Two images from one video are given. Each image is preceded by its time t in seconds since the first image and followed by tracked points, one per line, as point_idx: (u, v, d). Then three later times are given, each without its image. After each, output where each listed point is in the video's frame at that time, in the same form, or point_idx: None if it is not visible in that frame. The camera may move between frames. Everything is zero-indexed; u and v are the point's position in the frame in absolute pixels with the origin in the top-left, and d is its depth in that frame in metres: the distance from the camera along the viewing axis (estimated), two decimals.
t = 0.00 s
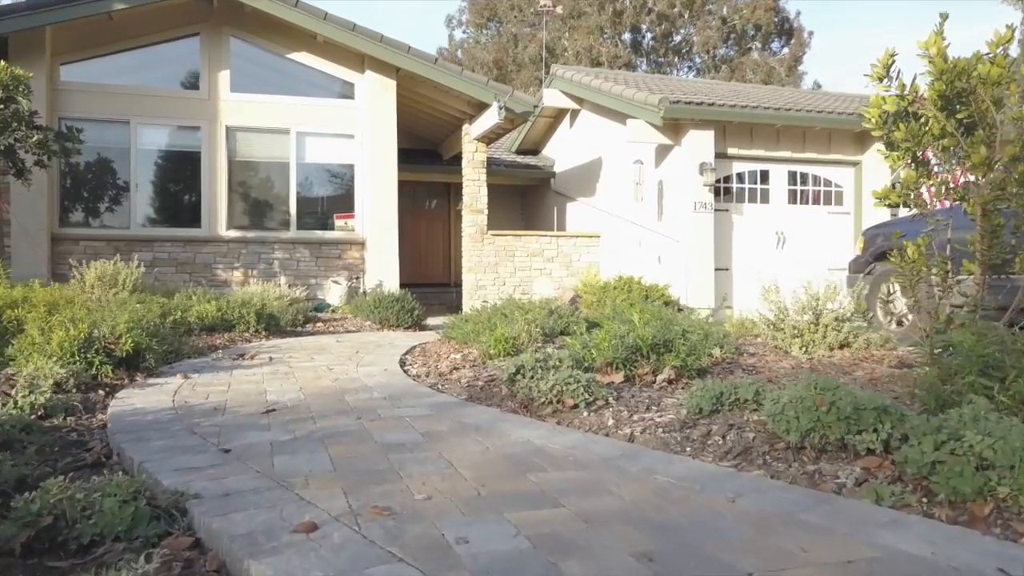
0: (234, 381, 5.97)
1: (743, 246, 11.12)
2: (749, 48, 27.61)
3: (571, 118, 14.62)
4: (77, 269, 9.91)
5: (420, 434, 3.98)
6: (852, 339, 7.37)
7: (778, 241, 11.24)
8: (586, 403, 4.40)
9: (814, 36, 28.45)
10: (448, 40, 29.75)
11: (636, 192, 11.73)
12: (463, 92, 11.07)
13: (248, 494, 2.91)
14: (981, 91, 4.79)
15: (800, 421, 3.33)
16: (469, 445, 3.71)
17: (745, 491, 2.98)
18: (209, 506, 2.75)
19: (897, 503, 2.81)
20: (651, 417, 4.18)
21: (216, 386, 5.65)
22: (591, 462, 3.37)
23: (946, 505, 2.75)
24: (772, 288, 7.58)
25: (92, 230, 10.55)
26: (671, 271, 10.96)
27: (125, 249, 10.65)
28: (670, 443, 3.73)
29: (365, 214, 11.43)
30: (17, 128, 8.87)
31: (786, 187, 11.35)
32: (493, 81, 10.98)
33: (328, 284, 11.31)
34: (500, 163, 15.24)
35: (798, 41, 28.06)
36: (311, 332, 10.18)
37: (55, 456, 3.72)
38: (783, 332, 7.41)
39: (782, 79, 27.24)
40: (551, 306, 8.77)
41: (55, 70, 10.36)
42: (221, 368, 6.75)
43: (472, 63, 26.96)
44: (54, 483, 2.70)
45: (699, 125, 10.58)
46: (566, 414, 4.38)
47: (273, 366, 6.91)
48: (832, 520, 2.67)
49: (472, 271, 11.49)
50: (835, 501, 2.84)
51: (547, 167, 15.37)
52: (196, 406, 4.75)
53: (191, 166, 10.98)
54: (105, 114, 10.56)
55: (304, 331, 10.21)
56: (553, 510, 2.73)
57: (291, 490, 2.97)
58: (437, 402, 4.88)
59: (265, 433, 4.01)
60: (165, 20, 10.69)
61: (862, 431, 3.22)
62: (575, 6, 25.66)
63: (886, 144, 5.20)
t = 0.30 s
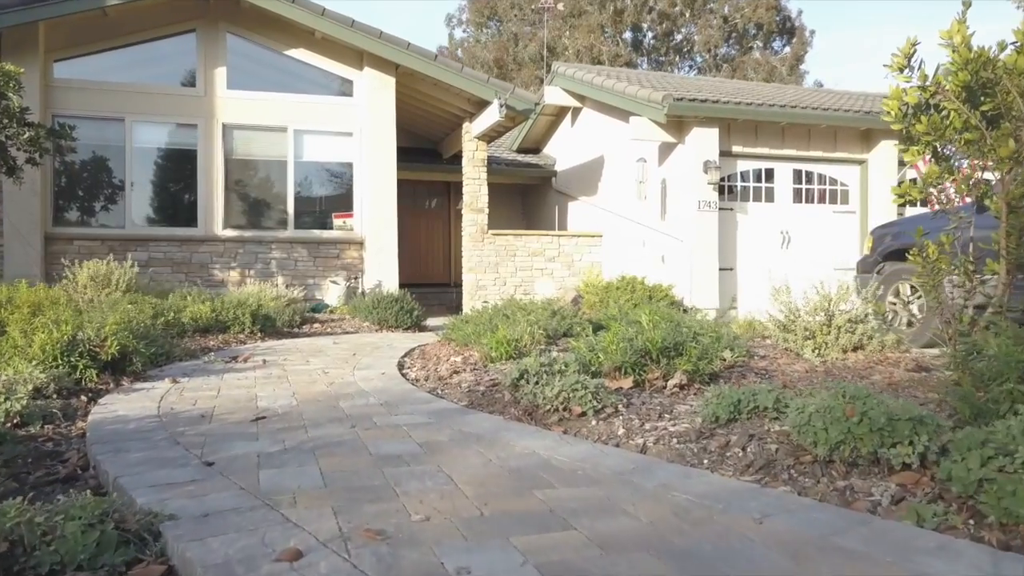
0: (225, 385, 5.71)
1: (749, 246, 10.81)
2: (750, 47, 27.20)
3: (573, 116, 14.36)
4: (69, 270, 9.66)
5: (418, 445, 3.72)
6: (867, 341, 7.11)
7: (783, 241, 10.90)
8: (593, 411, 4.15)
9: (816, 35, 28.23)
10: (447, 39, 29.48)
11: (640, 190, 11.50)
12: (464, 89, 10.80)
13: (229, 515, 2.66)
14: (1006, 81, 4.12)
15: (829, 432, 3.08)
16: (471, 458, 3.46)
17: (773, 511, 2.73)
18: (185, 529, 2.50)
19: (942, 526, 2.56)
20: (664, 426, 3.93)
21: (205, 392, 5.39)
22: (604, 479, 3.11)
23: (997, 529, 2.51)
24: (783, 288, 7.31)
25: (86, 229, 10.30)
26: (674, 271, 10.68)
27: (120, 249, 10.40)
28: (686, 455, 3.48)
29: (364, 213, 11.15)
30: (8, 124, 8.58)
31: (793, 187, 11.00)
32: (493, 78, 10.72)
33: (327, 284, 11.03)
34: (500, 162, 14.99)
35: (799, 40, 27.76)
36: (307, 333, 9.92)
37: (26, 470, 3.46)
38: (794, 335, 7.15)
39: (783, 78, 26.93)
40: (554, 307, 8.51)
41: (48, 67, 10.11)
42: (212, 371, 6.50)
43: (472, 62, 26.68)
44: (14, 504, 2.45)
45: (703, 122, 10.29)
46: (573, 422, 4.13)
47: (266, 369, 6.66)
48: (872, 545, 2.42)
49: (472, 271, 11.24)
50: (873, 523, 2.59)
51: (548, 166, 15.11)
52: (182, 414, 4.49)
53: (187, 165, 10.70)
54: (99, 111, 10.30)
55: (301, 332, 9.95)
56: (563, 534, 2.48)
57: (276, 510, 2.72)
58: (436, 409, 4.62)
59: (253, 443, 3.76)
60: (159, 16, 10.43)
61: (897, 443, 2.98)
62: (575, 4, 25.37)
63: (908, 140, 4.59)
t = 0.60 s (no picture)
0: (215, 390, 5.47)
1: (752, 247, 10.54)
2: (751, 46, 27.00)
3: (575, 114, 14.11)
4: (61, 270, 9.41)
5: (415, 456, 3.48)
6: (881, 342, 6.87)
7: (788, 240, 10.63)
8: (601, 419, 3.91)
9: (818, 34, 27.99)
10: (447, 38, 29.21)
11: (643, 189, 11.23)
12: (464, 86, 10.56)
13: (207, 537, 2.42)
14: None
15: (859, 444, 2.85)
16: (472, 470, 3.22)
17: (804, 531, 2.49)
18: (155, 555, 2.26)
19: (994, 550, 2.33)
20: (677, 434, 3.69)
21: (193, 397, 5.15)
22: (617, 496, 2.87)
23: None
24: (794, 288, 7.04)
25: (81, 228, 10.05)
26: (678, 271, 10.41)
27: (115, 249, 10.15)
28: (704, 468, 3.23)
29: (363, 212, 10.88)
30: None
31: (798, 186, 10.72)
32: (494, 75, 10.47)
33: (325, 284, 10.78)
34: (501, 160, 14.76)
35: (801, 39, 27.49)
36: (304, 333, 9.68)
37: None
38: (806, 336, 6.91)
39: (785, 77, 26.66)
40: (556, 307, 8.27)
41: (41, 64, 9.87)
42: (203, 375, 6.25)
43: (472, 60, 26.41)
44: None
45: (707, 120, 10.01)
46: (580, 430, 3.90)
47: (258, 372, 6.42)
48: (919, 572, 2.18)
49: (472, 271, 11.01)
50: (916, 546, 2.35)
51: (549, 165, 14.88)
52: (167, 421, 4.25)
53: (183, 163, 10.45)
54: (93, 109, 10.06)
55: (298, 333, 9.71)
56: (573, 559, 2.25)
57: (259, 531, 2.47)
58: (435, 415, 4.38)
59: (240, 454, 3.53)
60: (154, 12, 10.19)
61: (935, 455, 2.75)
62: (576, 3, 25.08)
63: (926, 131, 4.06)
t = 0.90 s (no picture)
0: (205, 394, 5.24)
1: (757, 248, 10.25)
2: (753, 45, 26.78)
3: (576, 112, 13.89)
4: (53, 270, 9.17)
5: (412, 468, 3.25)
6: (895, 345, 6.64)
7: (793, 240, 10.33)
8: (611, 427, 3.68)
9: (819, 33, 27.74)
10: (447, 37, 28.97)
11: (646, 188, 10.90)
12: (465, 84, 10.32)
13: (183, 563, 2.19)
14: None
15: (897, 457, 2.63)
16: (474, 485, 2.98)
17: (843, 556, 2.26)
18: None
19: None
20: (693, 444, 3.46)
21: (181, 402, 4.91)
22: (633, 515, 2.63)
23: None
24: (805, 289, 6.80)
25: (75, 227, 9.81)
26: (682, 271, 10.14)
27: (110, 248, 9.91)
28: (725, 482, 3.00)
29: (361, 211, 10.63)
30: None
31: (803, 186, 10.44)
32: (495, 72, 10.23)
33: (323, 284, 10.49)
34: (501, 159, 14.54)
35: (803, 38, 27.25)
36: (301, 334, 9.44)
37: None
38: (819, 339, 6.67)
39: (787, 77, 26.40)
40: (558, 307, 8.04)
41: (35, 60, 9.65)
42: (194, 378, 6.02)
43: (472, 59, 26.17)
44: None
45: (711, 116, 9.77)
46: (589, 439, 3.66)
47: (251, 376, 6.18)
48: None
49: (472, 271, 10.78)
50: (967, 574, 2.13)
51: (550, 163, 14.65)
52: (150, 429, 4.02)
53: (179, 162, 10.20)
54: (88, 106, 9.83)
55: (295, 334, 9.47)
56: None
57: (240, 556, 2.25)
58: (433, 423, 4.15)
59: (226, 465, 3.30)
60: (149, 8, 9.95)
61: (979, 470, 2.54)
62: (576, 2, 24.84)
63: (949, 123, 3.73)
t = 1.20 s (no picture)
0: (194, 399, 5.00)
1: (761, 248, 9.99)
2: (754, 44, 26.53)
3: (578, 110, 13.66)
4: (45, 270, 8.93)
5: (410, 482, 3.02)
6: (911, 346, 6.41)
7: (798, 239, 10.07)
8: (619, 437, 3.45)
9: (821, 32, 27.49)
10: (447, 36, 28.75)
11: (649, 186, 10.64)
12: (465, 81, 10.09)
13: None
14: None
15: (939, 473, 2.43)
16: (476, 501, 2.76)
17: None
18: None
19: None
20: (711, 455, 3.23)
21: (168, 407, 4.68)
22: (652, 537, 2.41)
23: None
24: (817, 288, 6.57)
25: (69, 227, 9.58)
26: (686, 271, 9.87)
27: (104, 247, 9.67)
28: (748, 497, 2.77)
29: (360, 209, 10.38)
30: None
31: (808, 184, 10.18)
32: (495, 69, 10.00)
33: (322, 284, 10.25)
34: (502, 158, 14.32)
35: (805, 36, 26.99)
36: (299, 335, 9.20)
37: None
38: (832, 340, 6.45)
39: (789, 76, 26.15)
40: (561, 308, 7.81)
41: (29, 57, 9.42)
42: (184, 382, 5.79)
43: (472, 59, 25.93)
44: None
45: (715, 114, 9.52)
46: (598, 449, 3.43)
47: (244, 379, 5.95)
48: None
49: (473, 271, 10.56)
50: None
51: (552, 162, 14.43)
52: (132, 438, 3.79)
53: (175, 160, 9.96)
54: (84, 104, 9.60)
55: (292, 335, 9.23)
56: None
57: None
58: (433, 431, 3.92)
59: (211, 478, 3.07)
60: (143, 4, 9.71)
61: None
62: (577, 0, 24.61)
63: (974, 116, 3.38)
